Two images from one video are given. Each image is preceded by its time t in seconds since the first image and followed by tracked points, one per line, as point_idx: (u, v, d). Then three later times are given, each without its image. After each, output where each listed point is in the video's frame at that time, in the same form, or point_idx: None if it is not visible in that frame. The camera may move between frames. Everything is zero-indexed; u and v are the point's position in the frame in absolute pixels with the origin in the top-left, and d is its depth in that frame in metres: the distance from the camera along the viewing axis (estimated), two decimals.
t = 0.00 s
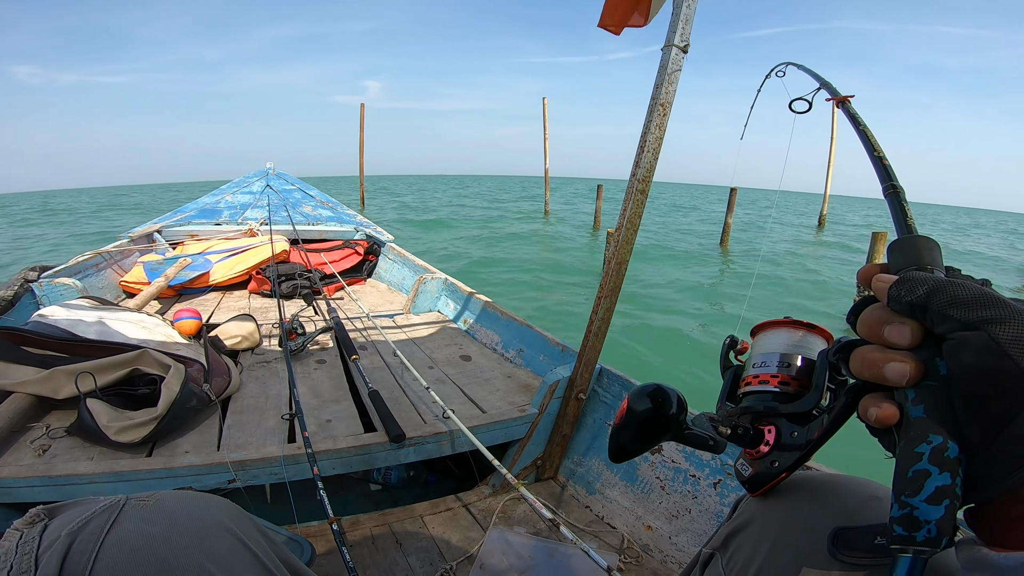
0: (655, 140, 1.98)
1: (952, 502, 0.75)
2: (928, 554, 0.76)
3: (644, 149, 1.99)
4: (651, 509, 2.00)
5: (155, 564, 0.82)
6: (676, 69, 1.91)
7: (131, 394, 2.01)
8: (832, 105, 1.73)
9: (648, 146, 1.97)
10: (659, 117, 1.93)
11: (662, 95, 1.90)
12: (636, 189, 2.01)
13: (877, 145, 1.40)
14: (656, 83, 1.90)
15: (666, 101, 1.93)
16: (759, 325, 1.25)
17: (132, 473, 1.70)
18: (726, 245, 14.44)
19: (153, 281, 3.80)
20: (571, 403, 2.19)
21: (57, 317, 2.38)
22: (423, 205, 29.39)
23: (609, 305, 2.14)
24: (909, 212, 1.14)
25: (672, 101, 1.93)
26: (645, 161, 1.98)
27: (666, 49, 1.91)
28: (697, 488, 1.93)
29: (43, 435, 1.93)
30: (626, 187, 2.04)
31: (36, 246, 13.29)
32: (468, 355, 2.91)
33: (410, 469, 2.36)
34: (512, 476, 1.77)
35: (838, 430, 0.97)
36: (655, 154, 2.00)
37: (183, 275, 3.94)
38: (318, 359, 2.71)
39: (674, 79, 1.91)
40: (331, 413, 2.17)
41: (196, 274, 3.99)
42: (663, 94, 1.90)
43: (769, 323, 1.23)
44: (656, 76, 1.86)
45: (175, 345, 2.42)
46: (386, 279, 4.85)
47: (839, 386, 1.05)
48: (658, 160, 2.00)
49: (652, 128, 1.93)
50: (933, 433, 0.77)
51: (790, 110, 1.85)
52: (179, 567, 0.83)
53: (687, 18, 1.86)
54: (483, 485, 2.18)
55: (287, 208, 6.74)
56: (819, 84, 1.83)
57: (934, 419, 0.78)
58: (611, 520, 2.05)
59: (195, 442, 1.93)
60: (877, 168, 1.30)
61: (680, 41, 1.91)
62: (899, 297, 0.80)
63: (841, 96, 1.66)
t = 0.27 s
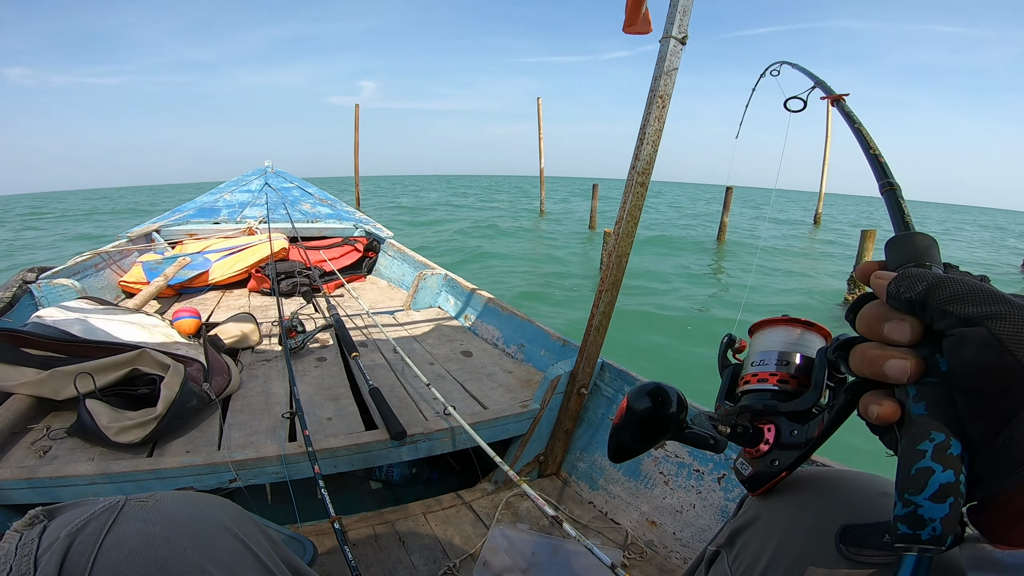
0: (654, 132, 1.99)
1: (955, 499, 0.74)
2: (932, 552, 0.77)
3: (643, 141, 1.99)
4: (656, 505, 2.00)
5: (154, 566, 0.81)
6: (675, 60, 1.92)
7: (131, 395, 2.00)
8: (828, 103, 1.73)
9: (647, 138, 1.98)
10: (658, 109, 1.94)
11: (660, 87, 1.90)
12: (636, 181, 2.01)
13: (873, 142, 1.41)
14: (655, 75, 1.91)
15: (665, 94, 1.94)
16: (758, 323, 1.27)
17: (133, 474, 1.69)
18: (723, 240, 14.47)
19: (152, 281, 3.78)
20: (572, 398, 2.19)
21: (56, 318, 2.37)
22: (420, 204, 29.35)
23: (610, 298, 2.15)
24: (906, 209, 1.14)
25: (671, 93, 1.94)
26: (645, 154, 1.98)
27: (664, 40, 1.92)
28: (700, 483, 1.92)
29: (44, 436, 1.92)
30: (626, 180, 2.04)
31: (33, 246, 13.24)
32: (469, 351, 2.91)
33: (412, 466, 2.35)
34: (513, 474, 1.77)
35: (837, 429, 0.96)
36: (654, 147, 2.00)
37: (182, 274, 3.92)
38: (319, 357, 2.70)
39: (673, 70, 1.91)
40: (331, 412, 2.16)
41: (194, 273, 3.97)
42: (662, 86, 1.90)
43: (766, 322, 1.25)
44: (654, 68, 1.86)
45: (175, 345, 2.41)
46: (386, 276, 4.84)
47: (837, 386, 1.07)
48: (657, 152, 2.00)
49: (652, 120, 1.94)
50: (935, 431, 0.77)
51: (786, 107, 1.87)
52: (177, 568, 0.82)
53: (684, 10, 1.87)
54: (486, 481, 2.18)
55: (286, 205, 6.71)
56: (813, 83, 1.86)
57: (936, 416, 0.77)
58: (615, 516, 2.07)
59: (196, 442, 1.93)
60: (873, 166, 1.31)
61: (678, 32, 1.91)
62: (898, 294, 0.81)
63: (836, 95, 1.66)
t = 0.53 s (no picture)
0: (657, 128, 1.98)
1: (958, 495, 0.74)
2: (938, 549, 0.76)
3: (644, 135, 1.99)
4: (656, 501, 2.00)
5: (156, 565, 0.80)
6: (678, 55, 1.91)
7: (131, 391, 2.00)
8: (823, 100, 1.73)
9: (649, 133, 1.98)
10: (661, 105, 1.93)
11: (663, 83, 1.90)
12: (638, 177, 2.01)
13: (870, 138, 1.41)
14: (657, 71, 1.91)
15: (667, 89, 1.94)
16: (757, 320, 1.26)
17: (133, 470, 1.68)
18: (721, 235, 14.48)
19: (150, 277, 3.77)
20: (574, 394, 2.20)
21: (55, 314, 2.36)
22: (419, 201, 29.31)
23: (611, 294, 2.15)
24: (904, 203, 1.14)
25: (673, 88, 1.94)
26: (647, 149, 1.98)
27: (667, 36, 1.91)
28: (701, 479, 1.92)
29: (42, 433, 1.91)
30: (627, 175, 2.04)
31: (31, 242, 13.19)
32: (470, 347, 2.90)
33: (412, 463, 2.35)
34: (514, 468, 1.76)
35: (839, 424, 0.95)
36: (656, 142, 2.00)
37: (181, 270, 3.91)
38: (318, 353, 2.69)
39: (675, 65, 1.91)
40: (331, 407, 2.15)
41: (193, 269, 3.96)
42: (664, 82, 1.90)
43: (764, 319, 1.24)
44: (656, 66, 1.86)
45: (174, 342, 2.40)
46: (386, 271, 4.83)
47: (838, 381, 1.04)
48: (660, 148, 2.00)
49: (654, 117, 1.94)
50: (937, 427, 0.76)
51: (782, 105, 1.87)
52: (178, 566, 0.81)
53: (686, 5, 1.86)
54: (486, 477, 2.18)
55: (285, 201, 6.69)
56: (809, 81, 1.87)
57: (938, 411, 0.77)
58: (615, 512, 2.07)
59: (196, 438, 1.92)
60: (871, 161, 1.30)
61: (681, 28, 1.91)
62: (898, 289, 0.79)
63: (833, 91, 1.66)
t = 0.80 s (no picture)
0: (658, 131, 1.98)
1: (972, 490, 0.73)
2: (949, 544, 0.74)
3: (645, 139, 1.99)
4: (653, 500, 1.99)
5: (156, 561, 0.80)
6: (681, 60, 1.91)
7: (130, 386, 1.99)
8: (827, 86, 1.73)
9: (650, 137, 1.98)
10: (663, 107, 1.94)
11: (665, 86, 1.91)
12: (638, 179, 2.01)
13: (875, 124, 1.40)
14: (660, 74, 1.92)
15: (669, 92, 1.94)
16: (762, 307, 1.26)
17: (132, 467, 1.67)
18: (718, 234, 14.49)
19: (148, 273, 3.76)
20: (572, 393, 2.19)
21: (52, 310, 2.34)
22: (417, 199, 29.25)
23: (610, 294, 2.15)
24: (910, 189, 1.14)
25: (675, 93, 1.94)
26: (648, 152, 1.98)
27: (670, 40, 1.92)
28: (697, 478, 1.91)
29: (40, 429, 1.90)
30: (627, 176, 2.04)
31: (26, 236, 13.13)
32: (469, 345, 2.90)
33: (410, 461, 2.35)
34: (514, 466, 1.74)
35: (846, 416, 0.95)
36: (657, 144, 2.00)
37: (178, 267, 3.89)
38: (317, 350, 2.68)
39: (677, 70, 1.91)
40: (331, 405, 2.15)
41: (190, 265, 3.94)
42: (666, 85, 1.91)
43: (771, 307, 1.24)
44: (659, 68, 1.86)
45: (172, 339, 2.39)
46: (384, 270, 4.82)
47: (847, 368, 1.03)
48: (660, 151, 2.00)
49: (655, 119, 1.95)
50: (950, 419, 0.75)
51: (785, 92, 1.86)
52: (178, 563, 0.81)
53: (691, 10, 1.86)
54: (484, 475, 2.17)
55: (283, 198, 6.67)
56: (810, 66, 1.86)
57: (951, 403, 0.75)
58: (611, 510, 2.06)
59: (195, 435, 1.91)
60: (879, 147, 1.29)
61: (684, 32, 1.91)
62: (909, 276, 0.77)
63: (835, 78, 1.66)
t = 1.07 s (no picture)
0: (652, 140, 2.01)
1: (999, 488, 0.65)
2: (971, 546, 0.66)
3: (640, 149, 2.02)
4: (644, 503, 2.02)
5: (165, 556, 0.82)
6: (676, 70, 1.95)
7: (129, 388, 1.98)
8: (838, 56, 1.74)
9: (645, 145, 2.01)
10: (657, 117, 1.97)
11: (660, 95, 1.93)
12: (632, 188, 2.04)
13: (894, 91, 1.31)
14: (655, 84, 1.95)
15: (664, 102, 1.97)
16: (775, 282, 1.22)
17: (132, 467, 1.69)
18: (713, 240, 14.61)
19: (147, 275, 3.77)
20: (566, 398, 2.22)
21: (53, 312, 2.36)
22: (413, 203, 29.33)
23: (605, 301, 2.17)
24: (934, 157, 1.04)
25: (670, 103, 1.97)
26: (643, 161, 2.01)
27: (665, 50, 1.95)
28: (689, 482, 1.93)
29: (42, 429, 1.91)
30: (622, 186, 2.07)
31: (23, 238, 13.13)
32: (465, 350, 2.91)
33: (406, 463, 2.35)
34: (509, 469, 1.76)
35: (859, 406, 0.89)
36: (652, 153, 2.03)
37: (177, 270, 3.92)
38: (315, 354, 2.69)
39: (673, 80, 1.94)
40: (329, 408, 2.16)
41: (189, 268, 3.96)
42: (661, 95, 1.93)
43: (782, 281, 1.20)
44: (655, 76, 1.89)
45: (172, 341, 2.40)
46: (382, 275, 4.84)
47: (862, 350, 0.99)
48: (655, 160, 2.03)
49: (650, 128, 1.98)
50: (981, 410, 0.65)
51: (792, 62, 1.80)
52: (188, 558, 0.83)
53: (686, 20, 1.90)
54: (479, 478, 2.19)
55: (282, 202, 6.69)
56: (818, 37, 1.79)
57: (983, 392, 0.65)
58: (605, 513, 2.09)
59: (195, 437, 1.92)
60: (897, 116, 1.21)
61: (679, 43, 1.95)
62: (938, 250, 0.67)
63: (848, 47, 1.67)
